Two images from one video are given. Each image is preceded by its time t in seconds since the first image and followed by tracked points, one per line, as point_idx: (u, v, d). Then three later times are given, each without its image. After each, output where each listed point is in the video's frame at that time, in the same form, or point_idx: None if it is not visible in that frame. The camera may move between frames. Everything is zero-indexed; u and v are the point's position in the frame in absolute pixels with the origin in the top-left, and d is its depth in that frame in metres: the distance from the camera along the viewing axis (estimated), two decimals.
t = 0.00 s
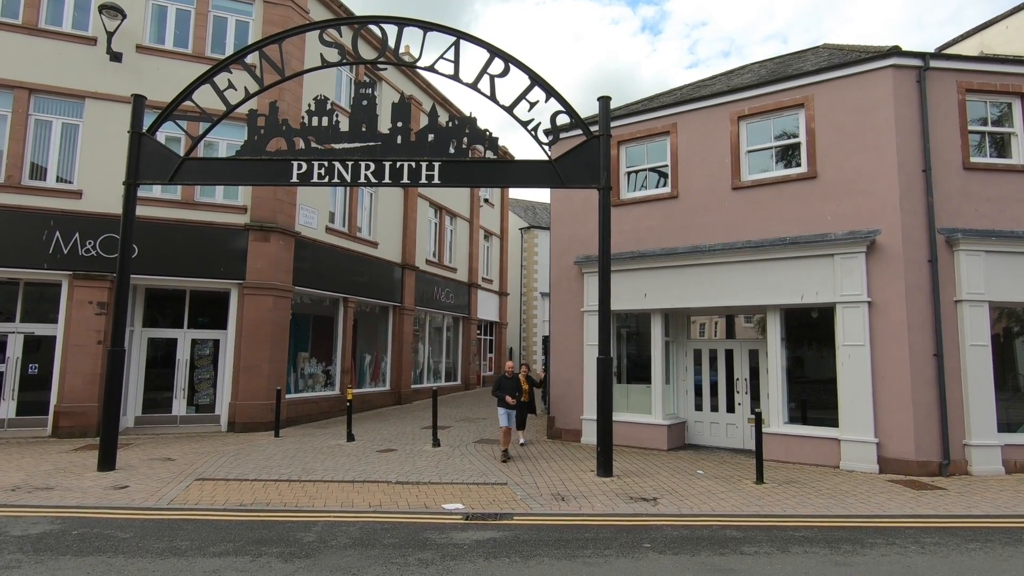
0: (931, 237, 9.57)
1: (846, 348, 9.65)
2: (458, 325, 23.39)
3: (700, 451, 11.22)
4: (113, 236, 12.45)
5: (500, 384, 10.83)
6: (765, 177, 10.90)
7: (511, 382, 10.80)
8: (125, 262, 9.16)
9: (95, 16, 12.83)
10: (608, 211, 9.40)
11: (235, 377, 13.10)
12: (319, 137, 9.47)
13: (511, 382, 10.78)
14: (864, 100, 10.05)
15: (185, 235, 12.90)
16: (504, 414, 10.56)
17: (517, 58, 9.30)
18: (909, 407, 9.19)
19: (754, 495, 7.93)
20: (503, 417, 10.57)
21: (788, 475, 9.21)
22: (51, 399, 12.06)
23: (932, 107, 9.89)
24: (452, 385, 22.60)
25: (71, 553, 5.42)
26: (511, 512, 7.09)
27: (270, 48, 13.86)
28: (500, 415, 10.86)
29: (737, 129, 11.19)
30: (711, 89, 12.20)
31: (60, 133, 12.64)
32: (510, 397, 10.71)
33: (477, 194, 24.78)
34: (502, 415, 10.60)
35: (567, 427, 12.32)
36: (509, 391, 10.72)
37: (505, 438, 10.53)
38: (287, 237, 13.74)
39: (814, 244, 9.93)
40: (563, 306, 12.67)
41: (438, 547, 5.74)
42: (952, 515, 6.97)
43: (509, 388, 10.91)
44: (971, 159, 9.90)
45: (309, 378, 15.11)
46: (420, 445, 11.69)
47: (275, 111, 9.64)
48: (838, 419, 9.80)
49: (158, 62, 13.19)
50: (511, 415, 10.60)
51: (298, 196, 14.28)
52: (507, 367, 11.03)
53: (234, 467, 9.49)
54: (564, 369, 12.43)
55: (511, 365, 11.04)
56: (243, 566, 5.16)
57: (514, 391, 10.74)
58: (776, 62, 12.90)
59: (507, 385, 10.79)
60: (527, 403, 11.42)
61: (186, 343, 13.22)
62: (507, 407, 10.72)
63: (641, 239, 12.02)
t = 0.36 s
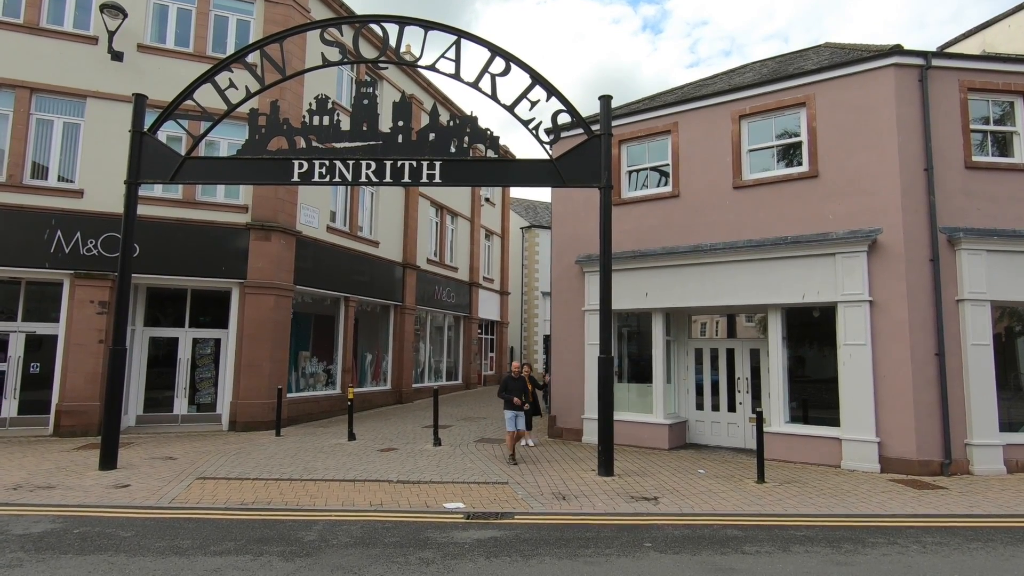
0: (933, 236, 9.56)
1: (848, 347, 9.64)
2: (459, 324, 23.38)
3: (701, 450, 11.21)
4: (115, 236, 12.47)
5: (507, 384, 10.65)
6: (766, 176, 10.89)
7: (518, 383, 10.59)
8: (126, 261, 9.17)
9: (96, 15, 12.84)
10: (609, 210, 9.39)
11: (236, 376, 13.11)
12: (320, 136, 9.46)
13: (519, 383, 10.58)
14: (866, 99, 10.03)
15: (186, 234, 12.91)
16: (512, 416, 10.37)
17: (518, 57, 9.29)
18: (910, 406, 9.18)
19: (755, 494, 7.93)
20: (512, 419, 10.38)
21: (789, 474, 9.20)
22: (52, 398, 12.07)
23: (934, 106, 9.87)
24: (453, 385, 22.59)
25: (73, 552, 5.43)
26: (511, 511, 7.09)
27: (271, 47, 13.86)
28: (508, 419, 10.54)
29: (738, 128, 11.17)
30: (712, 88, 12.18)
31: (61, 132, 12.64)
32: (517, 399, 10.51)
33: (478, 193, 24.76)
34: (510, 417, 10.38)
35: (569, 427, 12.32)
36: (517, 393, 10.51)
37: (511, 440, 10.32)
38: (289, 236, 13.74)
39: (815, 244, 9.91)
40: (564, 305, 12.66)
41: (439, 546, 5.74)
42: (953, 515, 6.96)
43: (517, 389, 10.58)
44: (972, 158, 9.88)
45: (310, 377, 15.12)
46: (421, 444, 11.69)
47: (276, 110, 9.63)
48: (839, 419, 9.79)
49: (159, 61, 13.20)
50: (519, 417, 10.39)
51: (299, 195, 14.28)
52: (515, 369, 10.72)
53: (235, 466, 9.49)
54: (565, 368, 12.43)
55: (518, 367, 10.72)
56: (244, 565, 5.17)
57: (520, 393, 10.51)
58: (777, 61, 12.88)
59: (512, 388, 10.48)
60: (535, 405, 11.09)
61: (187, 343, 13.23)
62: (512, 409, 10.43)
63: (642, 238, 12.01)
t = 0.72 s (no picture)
0: (935, 235, 9.55)
1: (850, 347, 9.63)
2: (460, 323, 23.38)
3: (702, 449, 11.21)
4: (116, 235, 12.49)
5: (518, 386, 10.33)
6: (767, 175, 10.88)
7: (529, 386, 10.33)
8: (129, 261, 9.18)
9: (98, 15, 12.84)
10: (610, 209, 9.37)
11: (238, 376, 13.12)
12: (321, 135, 9.47)
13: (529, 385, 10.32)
14: (867, 98, 10.02)
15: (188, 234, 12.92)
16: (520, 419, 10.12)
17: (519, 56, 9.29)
18: (912, 405, 9.16)
19: (757, 494, 7.92)
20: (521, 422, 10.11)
21: (791, 473, 9.19)
22: (54, 398, 12.08)
23: (936, 104, 9.86)
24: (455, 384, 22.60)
25: (75, 551, 5.43)
26: (512, 510, 7.09)
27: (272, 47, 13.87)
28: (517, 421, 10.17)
29: (739, 127, 11.16)
30: (712, 87, 12.15)
31: (63, 133, 12.65)
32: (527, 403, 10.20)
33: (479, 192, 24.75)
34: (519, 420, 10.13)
35: (570, 426, 12.32)
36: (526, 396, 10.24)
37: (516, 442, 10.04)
38: (290, 236, 13.74)
39: (817, 243, 9.90)
40: (565, 305, 12.66)
41: (440, 545, 5.74)
42: (955, 514, 6.96)
43: (526, 392, 10.26)
44: (974, 157, 9.86)
45: (311, 376, 15.12)
46: (423, 444, 11.70)
47: (277, 110, 9.63)
48: (841, 418, 9.79)
49: (160, 62, 13.21)
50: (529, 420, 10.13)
51: (300, 195, 14.29)
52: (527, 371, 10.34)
53: (236, 465, 9.49)
54: (566, 368, 12.43)
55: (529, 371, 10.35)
56: (246, 564, 5.17)
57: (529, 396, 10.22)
58: (778, 59, 12.87)
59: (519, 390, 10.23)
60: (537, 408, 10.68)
61: (189, 342, 13.24)
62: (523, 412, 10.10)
63: (643, 237, 12.00)
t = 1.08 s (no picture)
0: (936, 234, 9.53)
1: (851, 346, 9.62)
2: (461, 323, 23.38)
3: (704, 449, 11.20)
4: (118, 235, 12.50)
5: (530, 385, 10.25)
6: (768, 175, 10.87)
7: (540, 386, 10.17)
8: (130, 261, 9.19)
9: (99, 16, 12.86)
10: (611, 209, 9.37)
11: (239, 375, 13.13)
12: (323, 135, 9.47)
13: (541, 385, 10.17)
14: (869, 97, 10.01)
15: (189, 234, 12.94)
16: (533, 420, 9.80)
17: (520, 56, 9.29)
18: (914, 405, 9.15)
19: (759, 493, 7.91)
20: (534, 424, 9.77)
21: (792, 473, 9.19)
22: (55, 397, 12.10)
23: (938, 103, 9.85)
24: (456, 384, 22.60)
25: (77, 550, 5.44)
26: (513, 510, 7.09)
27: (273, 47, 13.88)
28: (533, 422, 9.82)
29: (740, 127, 11.15)
30: (713, 87, 12.14)
31: (64, 133, 12.67)
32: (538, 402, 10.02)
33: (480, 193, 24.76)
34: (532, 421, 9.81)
35: (571, 426, 12.32)
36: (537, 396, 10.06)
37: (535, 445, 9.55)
38: (291, 236, 13.75)
39: (818, 242, 9.89)
40: (566, 304, 12.66)
41: (441, 545, 5.74)
42: (957, 514, 6.94)
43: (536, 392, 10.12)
44: (976, 156, 9.85)
45: (312, 376, 15.13)
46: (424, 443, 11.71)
47: (278, 110, 9.63)
48: (842, 417, 9.78)
49: (162, 62, 13.23)
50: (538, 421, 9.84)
51: (302, 195, 14.30)
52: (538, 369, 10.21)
53: (238, 465, 9.49)
54: (568, 367, 12.43)
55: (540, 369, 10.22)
56: (247, 563, 5.17)
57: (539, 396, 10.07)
58: (780, 59, 12.86)
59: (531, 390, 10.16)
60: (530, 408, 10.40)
61: (190, 342, 13.25)
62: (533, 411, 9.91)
63: (644, 237, 12.00)
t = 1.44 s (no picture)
0: (937, 234, 9.53)
1: (852, 346, 9.62)
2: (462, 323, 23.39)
3: (704, 449, 11.21)
4: (119, 236, 12.52)
5: (541, 389, 9.53)
6: (769, 175, 10.87)
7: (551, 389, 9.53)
8: (131, 262, 9.20)
9: (100, 17, 12.88)
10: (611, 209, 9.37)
11: (240, 376, 13.14)
12: (323, 136, 9.47)
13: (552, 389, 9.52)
14: (869, 97, 10.01)
15: (190, 234, 12.95)
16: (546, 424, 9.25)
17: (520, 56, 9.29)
18: (915, 405, 9.15)
19: (759, 493, 7.92)
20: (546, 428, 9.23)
21: (792, 473, 9.19)
22: (57, 398, 12.11)
23: (938, 103, 9.85)
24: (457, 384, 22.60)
25: (79, 551, 5.45)
26: (514, 510, 7.10)
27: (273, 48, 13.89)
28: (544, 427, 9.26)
29: (741, 127, 11.16)
30: (714, 87, 12.14)
31: (65, 134, 12.68)
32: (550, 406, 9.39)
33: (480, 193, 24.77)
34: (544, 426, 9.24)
35: (571, 426, 12.33)
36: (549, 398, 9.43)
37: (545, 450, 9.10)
38: (291, 236, 13.76)
39: (818, 242, 9.89)
40: (567, 305, 12.67)
41: (442, 545, 5.74)
42: (957, 514, 6.94)
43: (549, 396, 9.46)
44: (976, 156, 9.85)
45: (313, 376, 15.13)
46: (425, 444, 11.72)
47: (278, 110, 9.63)
48: (842, 417, 9.78)
49: (163, 63, 13.24)
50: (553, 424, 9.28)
51: (302, 195, 14.31)
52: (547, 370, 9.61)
53: (239, 466, 9.50)
54: (568, 367, 12.43)
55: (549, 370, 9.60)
56: (249, 564, 5.18)
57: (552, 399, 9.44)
58: (780, 59, 12.87)
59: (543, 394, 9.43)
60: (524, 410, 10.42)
61: (191, 343, 13.26)
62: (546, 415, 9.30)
63: (645, 237, 12.00)
